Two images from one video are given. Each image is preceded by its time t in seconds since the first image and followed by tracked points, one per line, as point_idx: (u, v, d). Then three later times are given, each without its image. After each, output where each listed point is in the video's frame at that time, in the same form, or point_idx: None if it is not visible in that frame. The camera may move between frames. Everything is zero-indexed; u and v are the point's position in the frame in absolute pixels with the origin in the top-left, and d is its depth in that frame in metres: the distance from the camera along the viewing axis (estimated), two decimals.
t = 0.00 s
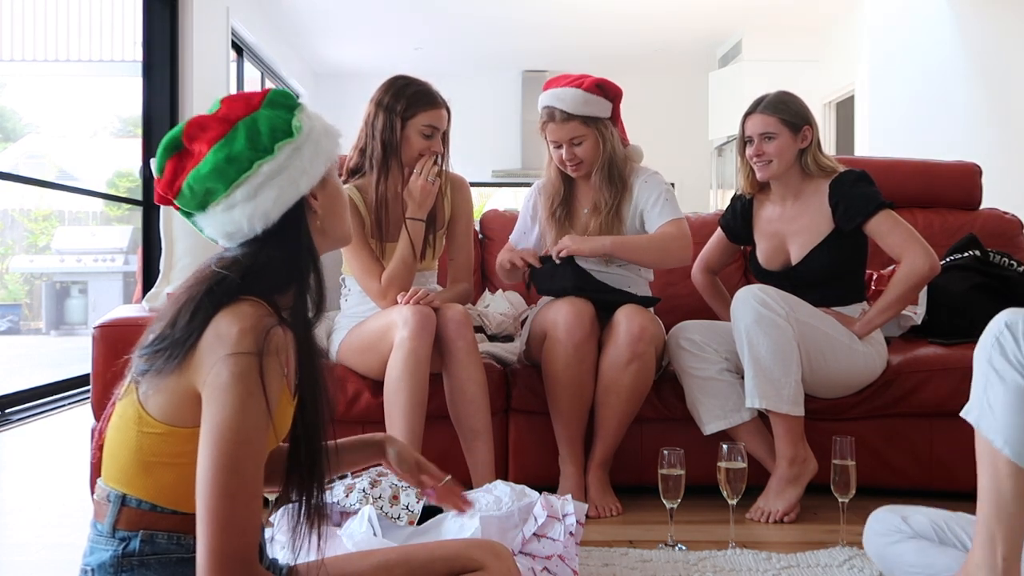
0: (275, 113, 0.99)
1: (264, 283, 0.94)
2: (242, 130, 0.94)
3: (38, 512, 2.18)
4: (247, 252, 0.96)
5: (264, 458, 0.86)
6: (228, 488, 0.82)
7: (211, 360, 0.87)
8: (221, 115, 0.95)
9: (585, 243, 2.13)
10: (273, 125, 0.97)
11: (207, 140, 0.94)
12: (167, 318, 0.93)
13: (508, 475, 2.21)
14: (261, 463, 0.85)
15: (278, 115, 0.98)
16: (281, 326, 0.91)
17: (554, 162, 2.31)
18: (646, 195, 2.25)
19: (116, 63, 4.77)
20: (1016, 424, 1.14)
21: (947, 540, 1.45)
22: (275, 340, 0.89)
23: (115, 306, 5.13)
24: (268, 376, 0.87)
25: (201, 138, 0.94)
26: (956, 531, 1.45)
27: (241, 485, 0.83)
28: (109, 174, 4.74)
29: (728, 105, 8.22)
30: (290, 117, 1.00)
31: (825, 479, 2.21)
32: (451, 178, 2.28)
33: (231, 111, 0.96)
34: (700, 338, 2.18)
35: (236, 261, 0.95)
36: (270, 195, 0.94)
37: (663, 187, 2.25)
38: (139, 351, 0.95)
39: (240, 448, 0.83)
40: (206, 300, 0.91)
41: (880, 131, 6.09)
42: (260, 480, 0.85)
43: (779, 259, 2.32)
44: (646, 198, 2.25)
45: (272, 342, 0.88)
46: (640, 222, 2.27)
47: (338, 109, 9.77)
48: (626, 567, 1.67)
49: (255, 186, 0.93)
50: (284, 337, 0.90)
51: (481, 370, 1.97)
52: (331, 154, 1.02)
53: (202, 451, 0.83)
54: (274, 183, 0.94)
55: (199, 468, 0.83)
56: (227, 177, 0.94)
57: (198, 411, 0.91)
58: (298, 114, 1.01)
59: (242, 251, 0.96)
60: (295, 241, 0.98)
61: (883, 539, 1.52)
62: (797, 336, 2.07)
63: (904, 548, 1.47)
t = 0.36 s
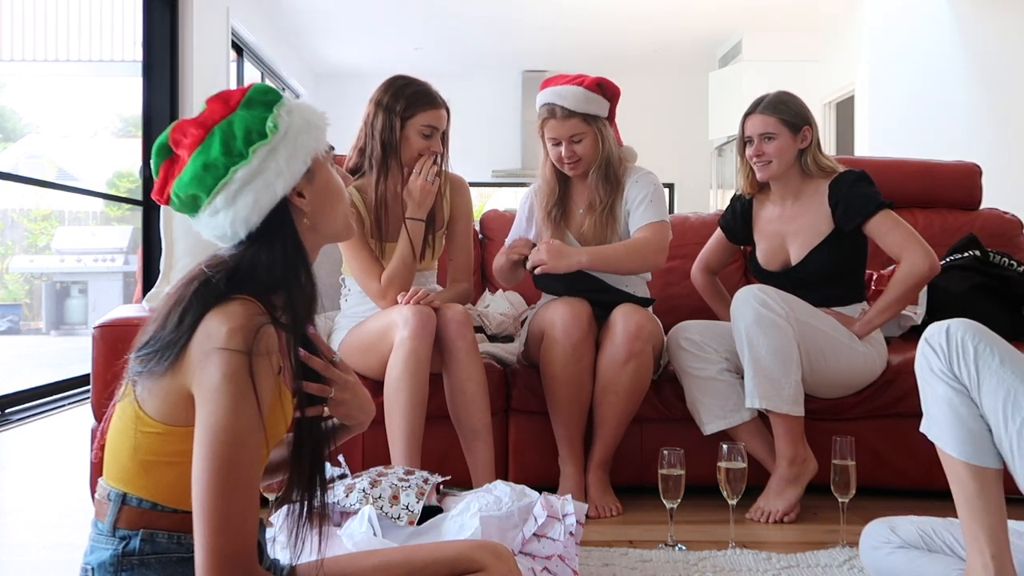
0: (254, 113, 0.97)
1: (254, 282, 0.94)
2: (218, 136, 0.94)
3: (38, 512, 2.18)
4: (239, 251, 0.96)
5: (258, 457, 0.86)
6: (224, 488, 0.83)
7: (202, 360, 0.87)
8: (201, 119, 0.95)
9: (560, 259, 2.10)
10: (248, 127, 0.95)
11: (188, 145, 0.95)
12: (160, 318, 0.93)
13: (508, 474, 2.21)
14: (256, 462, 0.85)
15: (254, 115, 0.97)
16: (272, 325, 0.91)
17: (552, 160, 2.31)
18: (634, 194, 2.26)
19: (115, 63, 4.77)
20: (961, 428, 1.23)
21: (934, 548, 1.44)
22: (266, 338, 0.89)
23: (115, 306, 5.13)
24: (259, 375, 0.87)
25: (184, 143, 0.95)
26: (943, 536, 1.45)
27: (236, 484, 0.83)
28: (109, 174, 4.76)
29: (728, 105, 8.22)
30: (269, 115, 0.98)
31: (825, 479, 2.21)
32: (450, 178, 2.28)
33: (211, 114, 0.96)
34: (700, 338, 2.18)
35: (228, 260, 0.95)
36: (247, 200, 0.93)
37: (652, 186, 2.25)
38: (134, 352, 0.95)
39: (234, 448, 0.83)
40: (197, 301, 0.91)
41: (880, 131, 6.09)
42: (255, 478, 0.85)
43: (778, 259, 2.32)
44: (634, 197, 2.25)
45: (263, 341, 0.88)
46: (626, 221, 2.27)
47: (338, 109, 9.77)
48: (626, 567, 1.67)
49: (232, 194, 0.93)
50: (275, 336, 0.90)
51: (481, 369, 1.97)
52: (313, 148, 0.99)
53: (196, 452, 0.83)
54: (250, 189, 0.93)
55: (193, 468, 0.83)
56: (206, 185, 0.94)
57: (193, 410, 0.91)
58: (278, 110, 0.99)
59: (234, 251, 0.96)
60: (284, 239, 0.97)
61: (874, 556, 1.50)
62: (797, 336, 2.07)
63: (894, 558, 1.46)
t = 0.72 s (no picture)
0: (254, 109, 0.97)
1: (251, 281, 0.93)
2: (218, 131, 0.93)
3: (38, 512, 2.17)
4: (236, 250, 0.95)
5: (257, 457, 0.86)
6: (223, 488, 0.82)
7: (200, 360, 0.87)
8: (200, 115, 0.95)
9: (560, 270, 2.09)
10: (248, 121, 0.95)
11: (188, 141, 0.94)
12: (158, 318, 0.93)
13: (507, 475, 2.21)
14: (255, 463, 0.85)
15: (254, 111, 0.96)
16: (270, 324, 0.91)
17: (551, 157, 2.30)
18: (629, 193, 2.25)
19: (115, 63, 4.77)
20: (967, 455, 1.17)
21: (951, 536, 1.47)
22: (264, 338, 0.89)
23: (116, 306, 5.13)
24: (257, 375, 0.87)
25: (183, 139, 0.94)
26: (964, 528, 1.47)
27: (236, 484, 0.83)
28: (109, 175, 4.77)
29: (728, 105, 8.22)
30: (268, 112, 0.97)
31: (825, 479, 2.21)
32: (449, 177, 2.28)
33: (210, 110, 0.95)
34: (699, 338, 2.18)
35: (226, 259, 0.94)
36: (247, 194, 0.92)
37: (647, 185, 2.24)
38: (132, 352, 0.95)
39: (234, 447, 0.83)
40: (195, 300, 0.91)
41: (880, 131, 6.09)
42: (255, 478, 0.85)
43: (778, 259, 2.32)
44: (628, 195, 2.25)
45: (261, 341, 0.88)
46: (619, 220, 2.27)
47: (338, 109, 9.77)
48: (626, 567, 1.67)
49: (232, 187, 0.92)
50: (272, 336, 0.90)
51: (481, 369, 1.97)
52: (312, 145, 0.99)
53: (195, 452, 0.83)
54: (251, 181, 0.93)
55: (193, 469, 0.83)
56: (206, 178, 0.93)
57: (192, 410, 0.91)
58: (278, 107, 0.99)
59: (231, 249, 0.95)
60: (281, 235, 0.97)
61: (890, 534, 1.55)
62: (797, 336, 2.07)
63: (909, 542, 1.50)
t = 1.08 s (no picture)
0: (269, 105, 0.98)
1: (252, 278, 0.93)
2: (234, 122, 0.94)
3: (38, 512, 2.17)
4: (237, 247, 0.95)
5: (258, 455, 0.86)
6: (223, 488, 0.82)
7: (201, 358, 0.87)
8: (216, 106, 0.95)
9: (560, 271, 2.07)
10: (264, 116, 0.96)
11: (201, 130, 0.94)
12: (160, 314, 0.93)
13: (507, 475, 2.21)
14: (255, 462, 0.85)
15: (271, 106, 0.98)
16: (271, 321, 0.91)
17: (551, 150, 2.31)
18: (627, 193, 2.26)
19: (115, 63, 4.77)
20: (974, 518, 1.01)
21: (947, 534, 1.44)
22: (266, 336, 0.89)
23: (115, 306, 5.13)
24: (259, 372, 0.87)
25: (196, 129, 0.95)
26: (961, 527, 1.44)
27: (236, 482, 0.83)
28: (109, 175, 4.77)
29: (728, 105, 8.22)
30: (284, 110, 0.99)
31: (825, 479, 2.21)
32: (449, 178, 2.29)
33: (226, 103, 0.96)
34: (700, 338, 2.18)
35: (228, 255, 0.94)
36: (259, 184, 0.92)
37: (646, 185, 2.25)
38: (134, 348, 0.95)
39: (235, 446, 0.83)
40: (197, 296, 0.91)
41: (880, 131, 6.09)
42: (255, 476, 0.85)
43: (778, 259, 2.32)
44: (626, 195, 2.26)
45: (263, 339, 0.88)
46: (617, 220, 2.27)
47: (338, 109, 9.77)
48: (626, 567, 1.67)
49: (245, 177, 0.92)
50: (274, 334, 0.90)
51: (481, 369, 1.97)
52: (325, 147, 1.01)
53: (196, 449, 0.83)
54: (264, 172, 0.93)
55: (193, 467, 0.83)
56: (218, 167, 0.93)
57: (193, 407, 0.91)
58: (292, 108, 1.00)
59: (233, 245, 0.95)
60: (283, 230, 0.97)
61: (887, 530, 1.54)
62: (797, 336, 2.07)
63: (905, 540, 1.49)
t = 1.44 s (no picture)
0: (262, 105, 0.98)
1: (256, 275, 0.93)
2: (227, 125, 0.95)
3: (38, 512, 2.17)
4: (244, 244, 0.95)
5: (262, 453, 0.85)
6: (226, 485, 0.82)
7: (206, 354, 0.87)
8: (211, 112, 0.96)
9: (567, 265, 2.09)
10: (257, 116, 0.96)
11: (197, 137, 0.95)
12: (165, 310, 0.93)
13: (508, 475, 2.21)
14: (259, 459, 0.85)
15: (264, 106, 0.98)
16: (276, 318, 0.91)
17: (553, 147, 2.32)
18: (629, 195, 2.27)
19: (115, 63, 4.77)
20: None
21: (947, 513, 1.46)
22: (270, 333, 0.89)
23: (115, 306, 5.13)
24: (263, 370, 0.87)
25: (193, 136, 0.96)
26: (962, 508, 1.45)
27: (239, 479, 0.83)
28: (109, 174, 4.76)
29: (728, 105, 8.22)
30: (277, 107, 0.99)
31: (825, 479, 2.21)
32: (450, 178, 2.29)
33: (220, 107, 0.97)
34: (700, 338, 2.17)
35: (233, 252, 0.95)
36: (255, 185, 0.92)
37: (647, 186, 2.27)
38: (139, 344, 0.95)
39: (239, 444, 0.83)
40: (203, 292, 0.91)
41: (881, 131, 6.08)
42: (258, 475, 0.85)
43: (778, 260, 2.32)
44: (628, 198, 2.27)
45: (267, 336, 0.88)
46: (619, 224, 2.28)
47: (338, 109, 9.76)
48: (626, 567, 1.67)
49: (241, 178, 0.93)
50: (279, 331, 0.90)
51: (481, 370, 1.97)
52: (320, 140, 1.00)
53: (200, 446, 0.83)
54: (259, 173, 0.93)
55: (197, 463, 0.83)
56: (215, 171, 0.93)
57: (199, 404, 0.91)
58: (286, 104, 1.00)
59: (240, 244, 0.95)
60: (286, 226, 0.97)
61: (880, 500, 1.55)
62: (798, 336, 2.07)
63: (900, 514, 1.51)
